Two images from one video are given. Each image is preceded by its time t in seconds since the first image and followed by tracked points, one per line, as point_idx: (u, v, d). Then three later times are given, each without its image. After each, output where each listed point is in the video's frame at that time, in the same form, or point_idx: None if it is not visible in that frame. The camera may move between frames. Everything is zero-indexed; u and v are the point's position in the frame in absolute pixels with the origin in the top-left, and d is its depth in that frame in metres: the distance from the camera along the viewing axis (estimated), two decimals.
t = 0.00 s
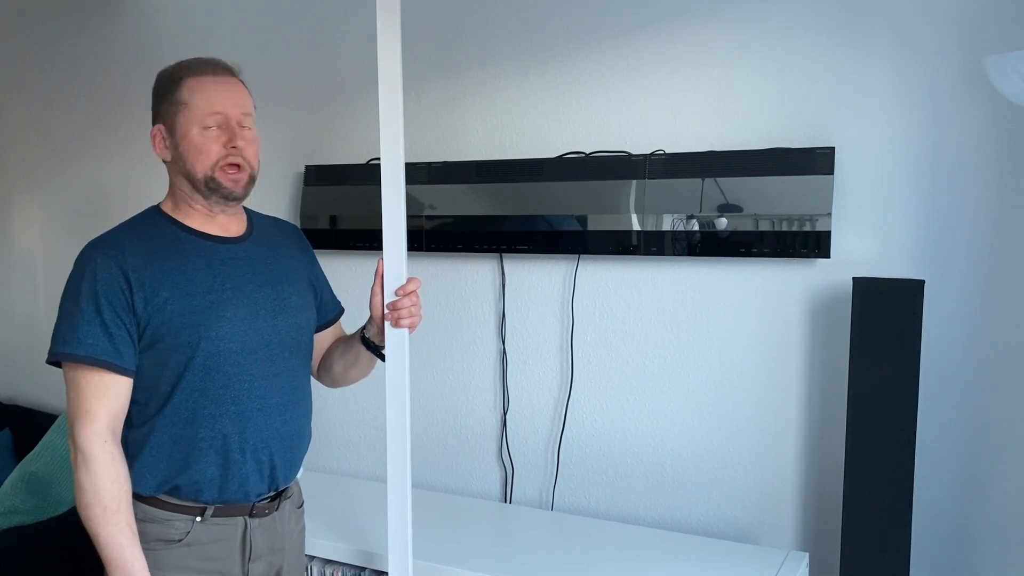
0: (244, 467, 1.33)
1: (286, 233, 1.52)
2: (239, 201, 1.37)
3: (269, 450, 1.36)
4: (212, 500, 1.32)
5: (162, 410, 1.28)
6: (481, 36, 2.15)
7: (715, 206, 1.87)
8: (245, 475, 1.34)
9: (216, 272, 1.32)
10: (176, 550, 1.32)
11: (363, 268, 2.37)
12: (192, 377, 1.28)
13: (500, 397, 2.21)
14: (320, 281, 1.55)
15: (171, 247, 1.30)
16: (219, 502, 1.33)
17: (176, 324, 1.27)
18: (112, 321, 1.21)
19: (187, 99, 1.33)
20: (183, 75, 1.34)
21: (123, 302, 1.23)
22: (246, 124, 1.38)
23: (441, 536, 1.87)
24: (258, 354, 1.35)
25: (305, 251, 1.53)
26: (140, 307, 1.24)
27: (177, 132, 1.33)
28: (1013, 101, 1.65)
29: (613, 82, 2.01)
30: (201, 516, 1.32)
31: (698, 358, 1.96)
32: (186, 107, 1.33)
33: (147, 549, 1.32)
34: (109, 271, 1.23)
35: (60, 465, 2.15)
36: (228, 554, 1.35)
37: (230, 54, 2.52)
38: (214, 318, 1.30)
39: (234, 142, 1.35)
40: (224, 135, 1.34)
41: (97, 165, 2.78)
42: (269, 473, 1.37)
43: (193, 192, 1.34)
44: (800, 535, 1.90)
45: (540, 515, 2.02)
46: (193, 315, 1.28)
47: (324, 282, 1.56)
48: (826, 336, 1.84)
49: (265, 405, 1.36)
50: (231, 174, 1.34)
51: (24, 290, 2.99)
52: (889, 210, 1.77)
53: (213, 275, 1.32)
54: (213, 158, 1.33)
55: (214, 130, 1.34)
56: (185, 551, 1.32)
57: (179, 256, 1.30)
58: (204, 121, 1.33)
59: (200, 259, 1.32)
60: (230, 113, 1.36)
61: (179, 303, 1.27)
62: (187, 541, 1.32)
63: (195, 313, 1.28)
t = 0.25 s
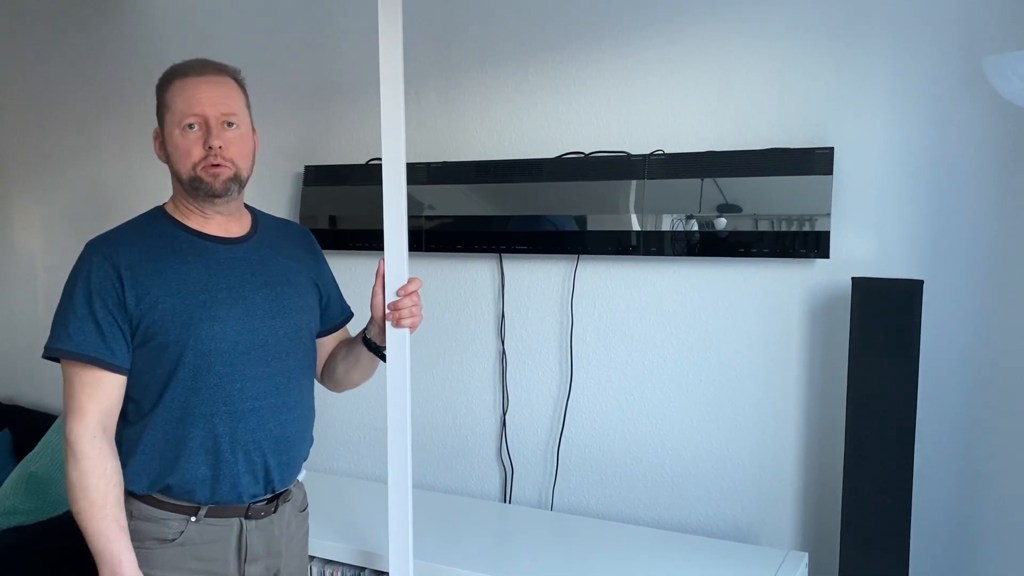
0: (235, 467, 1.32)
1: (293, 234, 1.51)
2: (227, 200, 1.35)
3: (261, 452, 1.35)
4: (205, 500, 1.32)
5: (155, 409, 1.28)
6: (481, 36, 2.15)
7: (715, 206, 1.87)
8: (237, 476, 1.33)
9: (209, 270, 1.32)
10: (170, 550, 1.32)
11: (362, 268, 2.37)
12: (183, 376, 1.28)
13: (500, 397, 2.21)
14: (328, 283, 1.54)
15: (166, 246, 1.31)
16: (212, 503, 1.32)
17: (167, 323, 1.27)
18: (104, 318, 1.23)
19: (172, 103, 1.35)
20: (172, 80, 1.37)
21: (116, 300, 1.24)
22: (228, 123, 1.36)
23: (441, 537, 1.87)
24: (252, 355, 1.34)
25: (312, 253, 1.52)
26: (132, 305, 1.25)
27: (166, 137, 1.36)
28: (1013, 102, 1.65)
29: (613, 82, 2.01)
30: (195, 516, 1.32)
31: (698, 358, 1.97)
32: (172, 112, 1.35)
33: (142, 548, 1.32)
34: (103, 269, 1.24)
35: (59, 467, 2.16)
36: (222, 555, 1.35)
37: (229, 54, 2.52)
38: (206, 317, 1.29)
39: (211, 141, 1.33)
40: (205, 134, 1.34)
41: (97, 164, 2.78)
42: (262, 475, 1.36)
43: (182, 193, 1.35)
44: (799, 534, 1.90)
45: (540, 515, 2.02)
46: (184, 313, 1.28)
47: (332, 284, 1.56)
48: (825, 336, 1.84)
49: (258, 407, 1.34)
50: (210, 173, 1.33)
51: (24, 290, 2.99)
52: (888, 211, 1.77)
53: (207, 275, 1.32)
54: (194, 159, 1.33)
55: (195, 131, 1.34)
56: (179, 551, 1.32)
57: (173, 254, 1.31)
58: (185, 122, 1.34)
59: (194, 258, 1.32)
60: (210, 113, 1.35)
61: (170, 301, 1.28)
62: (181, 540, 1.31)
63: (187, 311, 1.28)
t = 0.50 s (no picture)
0: (236, 469, 1.32)
1: (297, 235, 1.51)
2: (227, 198, 1.35)
3: (262, 453, 1.35)
4: (206, 501, 1.32)
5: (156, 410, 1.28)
6: (480, 36, 2.15)
7: (714, 206, 1.87)
8: (237, 477, 1.32)
9: (209, 271, 1.32)
10: (171, 548, 1.32)
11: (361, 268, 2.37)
12: (182, 378, 1.28)
13: (499, 397, 2.22)
14: (332, 284, 1.54)
15: (166, 247, 1.31)
16: (213, 503, 1.32)
17: (167, 324, 1.27)
18: (103, 319, 1.23)
19: (176, 101, 1.36)
20: (179, 79, 1.38)
21: (114, 300, 1.24)
22: (231, 121, 1.36)
23: (441, 536, 1.87)
24: (252, 356, 1.34)
25: (316, 255, 1.52)
26: (130, 306, 1.25)
27: (169, 134, 1.36)
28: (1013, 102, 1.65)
29: (613, 82, 2.01)
30: (197, 515, 1.32)
31: (697, 358, 1.97)
32: (176, 110, 1.36)
33: (144, 546, 1.32)
34: (103, 269, 1.25)
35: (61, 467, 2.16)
36: (223, 555, 1.35)
37: (229, 54, 2.52)
38: (206, 318, 1.29)
39: (212, 139, 1.33)
40: (207, 132, 1.34)
41: (97, 164, 2.78)
42: (263, 477, 1.36)
43: (182, 190, 1.35)
44: (799, 534, 1.90)
45: (539, 515, 2.02)
46: (183, 314, 1.28)
47: (336, 285, 1.55)
48: (825, 335, 1.84)
49: (258, 408, 1.34)
50: (209, 171, 1.33)
51: (24, 290, 2.99)
52: (887, 210, 1.77)
53: (206, 276, 1.32)
54: (194, 155, 1.33)
55: (197, 129, 1.34)
56: (181, 550, 1.32)
57: (173, 255, 1.31)
58: (187, 119, 1.34)
59: (195, 259, 1.32)
60: (213, 112, 1.35)
61: (169, 302, 1.28)
62: (182, 539, 1.31)
63: (186, 312, 1.28)
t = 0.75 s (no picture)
0: (236, 471, 1.32)
1: (300, 236, 1.51)
2: (232, 197, 1.35)
3: (262, 455, 1.35)
4: (206, 502, 1.32)
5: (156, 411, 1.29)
6: (480, 35, 2.15)
7: (714, 205, 1.87)
8: (237, 480, 1.32)
9: (209, 273, 1.32)
10: (172, 548, 1.32)
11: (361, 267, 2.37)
12: (183, 380, 1.28)
13: (499, 396, 2.22)
14: (334, 285, 1.53)
15: (167, 248, 1.31)
16: (213, 504, 1.32)
17: (167, 326, 1.27)
18: (105, 320, 1.23)
19: (181, 99, 1.36)
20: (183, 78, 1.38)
21: (116, 302, 1.25)
22: (236, 120, 1.36)
23: (441, 536, 1.88)
24: (252, 358, 1.34)
25: (319, 257, 1.52)
26: (131, 307, 1.25)
27: (173, 132, 1.36)
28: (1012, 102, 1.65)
29: (613, 81, 2.01)
30: (197, 516, 1.32)
31: (697, 358, 1.97)
32: (181, 108, 1.36)
33: (144, 545, 1.32)
34: (105, 270, 1.25)
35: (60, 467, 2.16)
36: (223, 555, 1.35)
37: (229, 53, 2.52)
38: (206, 320, 1.29)
39: (218, 136, 1.33)
40: (212, 130, 1.34)
41: (96, 164, 2.78)
42: (264, 479, 1.36)
43: (187, 189, 1.35)
44: (798, 533, 1.90)
45: (539, 514, 2.02)
46: (184, 316, 1.28)
47: (339, 287, 1.55)
48: (825, 335, 1.84)
49: (258, 410, 1.34)
50: (215, 168, 1.33)
51: (24, 290, 2.99)
52: (887, 210, 1.77)
53: (208, 278, 1.32)
54: (199, 153, 1.33)
55: (202, 127, 1.34)
56: (181, 549, 1.32)
57: (174, 256, 1.31)
58: (193, 117, 1.35)
59: (196, 260, 1.32)
60: (218, 110, 1.35)
61: (170, 304, 1.28)
62: (183, 539, 1.31)
63: (187, 314, 1.28)
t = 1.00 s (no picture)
0: (238, 471, 1.32)
1: (304, 237, 1.51)
2: (241, 195, 1.35)
3: (264, 456, 1.35)
4: (207, 502, 1.32)
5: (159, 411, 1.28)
6: (481, 34, 2.15)
7: (714, 205, 1.87)
8: (238, 480, 1.32)
9: (214, 272, 1.32)
10: (171, 548, 1.32)
11: (361, 266, 2.37)
12: (187, 379, 1.28)
13: (499, 394, 2.22)
14: (337, 286, 1.53)
15: (172, 246, 1.31)
16: (214, 504, 1.32)
17: (171, 325, 1.27)
18: (112, 318, 1.23)
19: (188, 97, 1.36)
20: (189, 77, 1.38)
21: (124, 300, 1.25)
22: (243, 118, 1.37)
23: (441, 534, 1.88)
24: (256, 359, 1.33)
25: (323, 258, 1.52)
26: (139, 305, 1.25)
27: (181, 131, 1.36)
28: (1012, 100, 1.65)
29: (613, 80, 2.01)
30: (198, 515, 1.31)
31: (698, 356, 1.97)
32: (187, 106, 1.36)
33: (145, 545, 1.32)
34: (112, 268, 1.25)
35: (60, 466, 2.15)
36: (223, 555, 1.34)
37: (229, 52, 2.52)
38: (211, 320, 1.29)
39: (226, 134, 1.33)
40: (220, 128, 1.34)
41: (96, 162, 2.78)
42: (264, 480, 1.35)
43: (194, 187, 1.35)
44: (799, 532, 1.90)
45: (538, 513, 2.02)
46: (189, 315, 1.28)
47: (342, 287, 1.55)
48: (825, 333, 1.84)
49: (261, 411, 1.34)
50: (224, 166, 1.33)
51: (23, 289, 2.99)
52: (887, 209, 1.77)
53: (213, 277, 1.32)
54: (207, 151, 1.33)
55: (209, 125, 1.35)
56: (180, 549, 1.32)
57: (180, 255, 1.31)
58: (200, 115, 1.35)
59: (200, 259, 1.32)
60: (225, 108, 1.35)
61: (177, 303, 1.28)
62: (183, 538, 1.31)
63: (192, 313, 1.29)
